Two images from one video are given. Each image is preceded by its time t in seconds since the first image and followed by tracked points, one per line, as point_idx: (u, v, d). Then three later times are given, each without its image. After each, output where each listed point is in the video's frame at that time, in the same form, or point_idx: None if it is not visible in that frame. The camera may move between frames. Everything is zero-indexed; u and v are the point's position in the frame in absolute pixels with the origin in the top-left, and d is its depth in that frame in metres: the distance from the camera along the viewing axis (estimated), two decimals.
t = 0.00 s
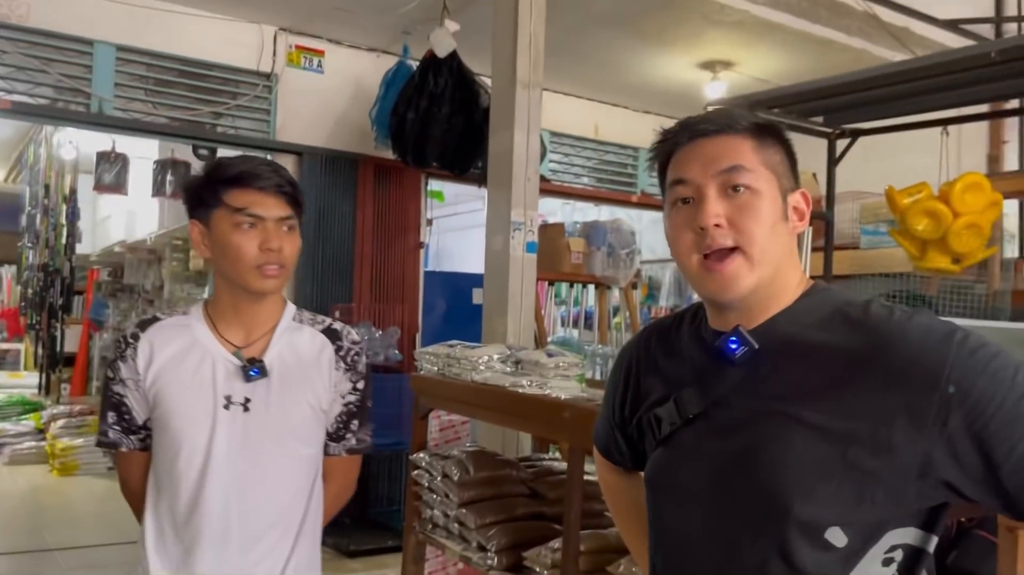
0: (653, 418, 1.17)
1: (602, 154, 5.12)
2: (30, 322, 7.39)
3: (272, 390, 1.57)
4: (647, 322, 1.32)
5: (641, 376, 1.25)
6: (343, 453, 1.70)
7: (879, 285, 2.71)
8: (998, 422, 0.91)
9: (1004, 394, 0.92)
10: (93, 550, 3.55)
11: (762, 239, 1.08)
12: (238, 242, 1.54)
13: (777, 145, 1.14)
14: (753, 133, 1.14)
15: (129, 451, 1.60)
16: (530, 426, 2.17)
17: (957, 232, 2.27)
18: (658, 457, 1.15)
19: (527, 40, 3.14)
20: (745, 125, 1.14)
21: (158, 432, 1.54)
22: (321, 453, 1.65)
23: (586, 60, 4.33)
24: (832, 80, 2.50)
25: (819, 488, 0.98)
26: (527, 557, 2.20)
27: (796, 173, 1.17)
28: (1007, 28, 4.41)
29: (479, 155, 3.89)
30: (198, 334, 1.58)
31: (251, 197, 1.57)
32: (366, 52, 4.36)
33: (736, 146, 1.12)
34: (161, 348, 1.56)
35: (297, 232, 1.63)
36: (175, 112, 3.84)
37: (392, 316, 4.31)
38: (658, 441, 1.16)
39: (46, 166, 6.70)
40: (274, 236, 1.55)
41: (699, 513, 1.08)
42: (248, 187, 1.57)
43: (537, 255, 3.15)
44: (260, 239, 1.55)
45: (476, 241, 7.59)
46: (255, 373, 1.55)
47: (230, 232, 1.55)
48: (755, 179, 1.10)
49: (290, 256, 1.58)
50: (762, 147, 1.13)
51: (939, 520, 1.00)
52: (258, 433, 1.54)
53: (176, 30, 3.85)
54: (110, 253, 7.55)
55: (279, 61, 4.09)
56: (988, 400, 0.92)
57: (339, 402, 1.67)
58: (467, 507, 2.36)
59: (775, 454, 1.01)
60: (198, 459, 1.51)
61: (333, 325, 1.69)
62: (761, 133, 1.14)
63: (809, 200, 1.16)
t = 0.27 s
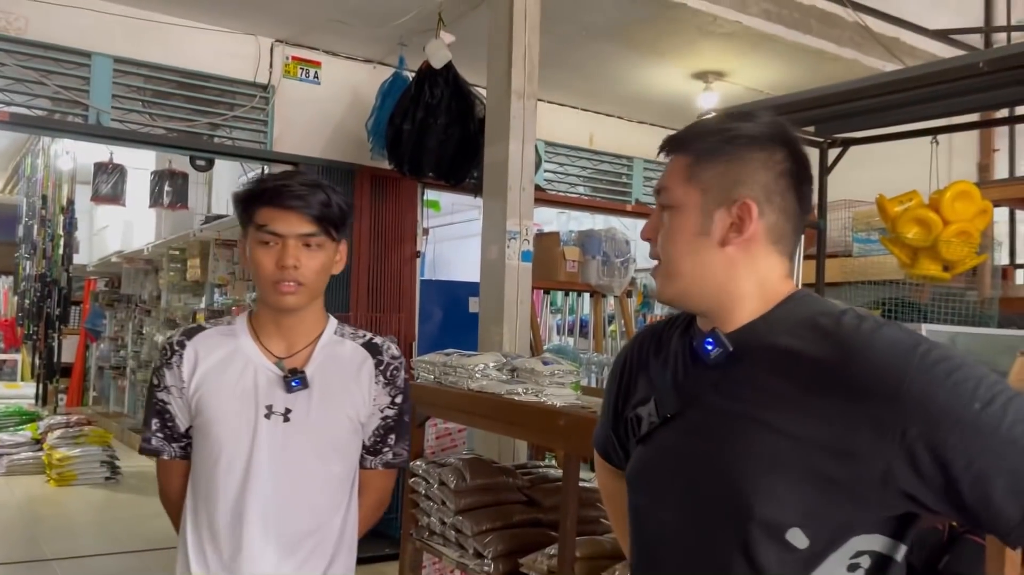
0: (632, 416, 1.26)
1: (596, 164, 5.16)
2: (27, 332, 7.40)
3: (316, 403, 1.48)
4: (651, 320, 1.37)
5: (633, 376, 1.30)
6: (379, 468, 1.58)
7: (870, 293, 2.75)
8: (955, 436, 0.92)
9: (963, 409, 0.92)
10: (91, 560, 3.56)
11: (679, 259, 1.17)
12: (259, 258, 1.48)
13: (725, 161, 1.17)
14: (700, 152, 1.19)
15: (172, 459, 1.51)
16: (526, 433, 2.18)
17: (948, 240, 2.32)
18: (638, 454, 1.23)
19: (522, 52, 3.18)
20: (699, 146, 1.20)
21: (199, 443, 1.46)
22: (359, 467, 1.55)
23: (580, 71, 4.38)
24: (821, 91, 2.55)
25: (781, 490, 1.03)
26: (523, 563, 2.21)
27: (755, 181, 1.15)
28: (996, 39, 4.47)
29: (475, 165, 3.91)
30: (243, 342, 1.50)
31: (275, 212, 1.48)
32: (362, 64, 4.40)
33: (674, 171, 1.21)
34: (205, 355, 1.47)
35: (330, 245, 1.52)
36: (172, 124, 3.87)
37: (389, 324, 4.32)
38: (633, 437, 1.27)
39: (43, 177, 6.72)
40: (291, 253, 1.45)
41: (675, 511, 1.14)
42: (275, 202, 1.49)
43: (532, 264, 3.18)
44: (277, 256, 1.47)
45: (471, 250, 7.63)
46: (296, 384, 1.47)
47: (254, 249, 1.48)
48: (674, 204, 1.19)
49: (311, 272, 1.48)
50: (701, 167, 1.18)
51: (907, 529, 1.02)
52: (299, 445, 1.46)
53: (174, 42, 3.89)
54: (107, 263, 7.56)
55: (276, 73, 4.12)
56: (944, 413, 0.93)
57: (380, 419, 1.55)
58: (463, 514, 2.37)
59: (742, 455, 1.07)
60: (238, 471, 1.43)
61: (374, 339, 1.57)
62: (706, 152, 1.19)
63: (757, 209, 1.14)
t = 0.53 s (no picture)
0: (620, 398, 1.23)
1: (592, 164, 5.19)
2: (24, 333, 7.41)
3: (348, 405, 1.45)
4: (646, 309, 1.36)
5: (625, 362, 1.30)
6: (413, 471, 1.54)
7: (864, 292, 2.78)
8: (931, 431, 0.88)
9: (941, 404, 0.88)
10: (90, 559, 3.57)
11: (662, 251, 1.13)
12: (289, 260, 1.48)
13: (705, 153, 1.12)
14: (681, 145, 1.14)
15: (212, 452, 1.51)
16: (522, 431, 2.20)
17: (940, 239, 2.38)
18: (619, 436, 1.20)
19: (518, 53, 3.20)
20: (680, 139, 1.15)
21: (235, 439, 1.45)
22: (391, 469, 1.51)
23: (576, 71, 4.40)
24: (816, 91, 2.57)
25: (756, 475, 1.00)
26: (521, 559, 2.23)
27: (737, 172, 1.10)
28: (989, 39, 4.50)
29: (470, 168, 3.94)
30: (281, 341, 1.48)
31: (304, 215, 1.47)
32: (359, 65, 4.41)
33: (657, 164, 1.16)
34: (244, 353, 1.46)
35: (359, 248, 1.49)
36: (170, 124, 3.87)
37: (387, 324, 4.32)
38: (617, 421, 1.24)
39: (41, 178, 6.73)
40: (316, 256, 1.44)
41: (649, 494, 1.11)
42: (304, 206, 1.48)
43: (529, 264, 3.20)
44: (303, 258, 1.46)
45: (468, 250, 7.65)
46: (330, 386, 1.44)
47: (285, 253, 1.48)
48: (658, 196, 1.14)
49: (338, 275, 1.46)
50: (681, 159, 1.13)
51: (876, 522, 1.00)
52: (331, 447, 1.43)
53: (170, 43, 3.90)
54: (104, 264, 7.56)
55: (273, 73, 4.14)
56: (923, 407, 0.89)
57: (411, 423, 1.51)
58: (461, 511, 2.39)
59: (718, 439, 1.03)
60: (272, 470, 1.41)
61: (410, 344, 1.53)
62: (686, 145, 1.14)
63: (737, 201, 1.09)
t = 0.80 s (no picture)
0: (609, 389, 1.21)
1: (587, 161, 5.20)
2: (19, 330, 7.41)
3: (362, 401, 1.43)
4: (635, 299, 1.36)
5: (615, 353, 1.29)
6: (430, 464, 1.52)
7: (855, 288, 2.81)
8: (910, 423, 0.88)
9: (920, 396, 0.88)
10: (86, 554, 3.58)
11: (646, 251, 1.12)
12: (305, 257, 1.46)
13: (684, 154, 1.10)
14: (661, 145, 1.13)
15: (234, 443, 1.53)
16: (518, 425, 2.22)
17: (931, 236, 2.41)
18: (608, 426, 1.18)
19: (513, 50, 3.22)
20: (659, 141, 1.13)
21: (254, 434, 1.45)
22: (406, 464, 1.49)
23: (570, 68, 4.41)
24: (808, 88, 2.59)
25: (742, 465, 0.99)
26: (515, 552, 2.25)
27: (717, 172, 1.09)
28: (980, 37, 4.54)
29: (466, 164, 3.97)
30: (298, 337, 1.47)
31: (320, 214, 1.45)
32: (354, 62, 4.42)
33: (639, 164, 1.15)
34: (261, 349, 1.46)
35: (375, 247, 1.47)
36: (165, 121, 3.88)
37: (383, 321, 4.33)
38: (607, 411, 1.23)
39: (37, 174, 6.73)
40: (331, 255, 1.42)
41: (638, 483, 1.09)
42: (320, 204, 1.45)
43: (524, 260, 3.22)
44: (319, 256, 1.44)
45: (463, 246, 7.67)
46: (344, 384, 1.42)
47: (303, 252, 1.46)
48: (641, 196, 1.13)
49: (353, 274, 1.44)
50: (662, 160, 1.12)
51: (862, 510, 1.00)
52: (345, 444, 1.41)
53: (166, 39, 3.91)
54: (99, 260, 7.56)
55: (268, 70, 4.15)
56: (902, 399, 0.88)
57: (427, 418, 1.49)
58: (456, 504, 2.40)
59: (705, 430, 1.02)
60: (288, 466, 1.40)
61: (426, 341, 1.50)
62: (664, 145, 1.12)
63: (717, 201, 1.08)
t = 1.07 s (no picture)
0: (610, 390, 1.18)
1: (581, 157, 5.22)
2: (12, 325, 7.39)
3: (355, 397, 1.43)
4: (631, 297, 1.33)
5: (612, 353, 1.26)
6: (423, 463, 1.53)
7: (848, 284, 2.83)
8: (902, 412, 0.87)
9: (911, 385, 0.87)
10: (81, 549, 3.58)
11: (641, 254, 1.09)
12: (303, 254, 1.47)
13: (680, 158, 1.07)
14: (656, 149, 1.10)
15: (229, 437, 1.54)
16: (512, 418, 2.23)
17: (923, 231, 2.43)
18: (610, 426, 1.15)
19: (508, 46, 3.22)
20: (655, 145, 1.10)
21: (247, 428, 1.45)
22: (398, 461, 1.50)
23: (564, 64, 4.41)
24: (802, 84, 2.61)
25: (741, 459, 0.98)
26: (510, 545, 2.26)
27: (713, 176, 1.06)
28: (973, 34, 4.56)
29: (461, 160, 3.98)
30: (293, 332, 1.48)
31: (319, 211, 1.46)
32: (349, 57, 4.42)
33: (634, 168, 1.12)
34: (257, 343, 1.46)
35: (372, 246, 1.47)
36: (160, 116, 3.87)
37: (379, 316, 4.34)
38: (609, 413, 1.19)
39: (30, 170, 6.71)
40: (328, 252, 1.42)
41: (639, 481, 1.08)
42: (321, 202, 1.46)
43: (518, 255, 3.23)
44: (317, 253, 1.44)
45: (458, 242, 7.67)
46: (336, 379, 1.43)
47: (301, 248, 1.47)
48: (636, 201, 1.09)
49: (350, 271, 1.44)
50: (658, 164, 1.09)
51: (865, 498, 1.01)
52: (337, 439, 1.41)
53: (160, 35, 3.90)
54: (93, 256, 7.54)
55: (263, 66, 4.14)
56: (894, 390, 0.87)
57: (420, 417, 1.49)
58: (451, 498, 2.42)
59: (702, 427, 1.01)
60: (280, 460, 1.40)
61: (419, 339, 1.51)
62: (662, 148, 1.09)
63: (713, 205, 1.05)
